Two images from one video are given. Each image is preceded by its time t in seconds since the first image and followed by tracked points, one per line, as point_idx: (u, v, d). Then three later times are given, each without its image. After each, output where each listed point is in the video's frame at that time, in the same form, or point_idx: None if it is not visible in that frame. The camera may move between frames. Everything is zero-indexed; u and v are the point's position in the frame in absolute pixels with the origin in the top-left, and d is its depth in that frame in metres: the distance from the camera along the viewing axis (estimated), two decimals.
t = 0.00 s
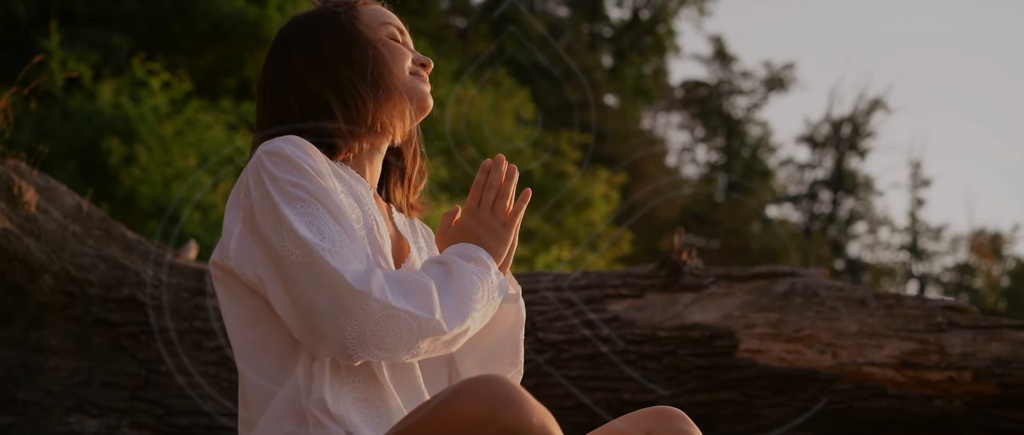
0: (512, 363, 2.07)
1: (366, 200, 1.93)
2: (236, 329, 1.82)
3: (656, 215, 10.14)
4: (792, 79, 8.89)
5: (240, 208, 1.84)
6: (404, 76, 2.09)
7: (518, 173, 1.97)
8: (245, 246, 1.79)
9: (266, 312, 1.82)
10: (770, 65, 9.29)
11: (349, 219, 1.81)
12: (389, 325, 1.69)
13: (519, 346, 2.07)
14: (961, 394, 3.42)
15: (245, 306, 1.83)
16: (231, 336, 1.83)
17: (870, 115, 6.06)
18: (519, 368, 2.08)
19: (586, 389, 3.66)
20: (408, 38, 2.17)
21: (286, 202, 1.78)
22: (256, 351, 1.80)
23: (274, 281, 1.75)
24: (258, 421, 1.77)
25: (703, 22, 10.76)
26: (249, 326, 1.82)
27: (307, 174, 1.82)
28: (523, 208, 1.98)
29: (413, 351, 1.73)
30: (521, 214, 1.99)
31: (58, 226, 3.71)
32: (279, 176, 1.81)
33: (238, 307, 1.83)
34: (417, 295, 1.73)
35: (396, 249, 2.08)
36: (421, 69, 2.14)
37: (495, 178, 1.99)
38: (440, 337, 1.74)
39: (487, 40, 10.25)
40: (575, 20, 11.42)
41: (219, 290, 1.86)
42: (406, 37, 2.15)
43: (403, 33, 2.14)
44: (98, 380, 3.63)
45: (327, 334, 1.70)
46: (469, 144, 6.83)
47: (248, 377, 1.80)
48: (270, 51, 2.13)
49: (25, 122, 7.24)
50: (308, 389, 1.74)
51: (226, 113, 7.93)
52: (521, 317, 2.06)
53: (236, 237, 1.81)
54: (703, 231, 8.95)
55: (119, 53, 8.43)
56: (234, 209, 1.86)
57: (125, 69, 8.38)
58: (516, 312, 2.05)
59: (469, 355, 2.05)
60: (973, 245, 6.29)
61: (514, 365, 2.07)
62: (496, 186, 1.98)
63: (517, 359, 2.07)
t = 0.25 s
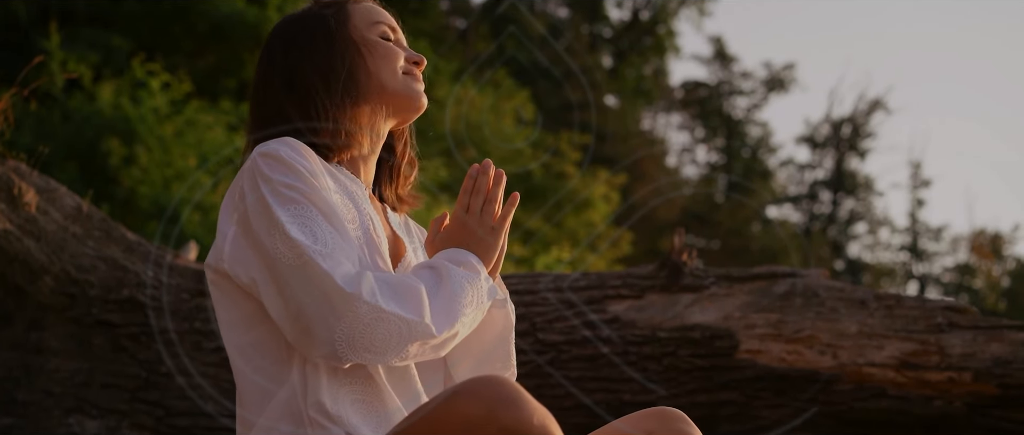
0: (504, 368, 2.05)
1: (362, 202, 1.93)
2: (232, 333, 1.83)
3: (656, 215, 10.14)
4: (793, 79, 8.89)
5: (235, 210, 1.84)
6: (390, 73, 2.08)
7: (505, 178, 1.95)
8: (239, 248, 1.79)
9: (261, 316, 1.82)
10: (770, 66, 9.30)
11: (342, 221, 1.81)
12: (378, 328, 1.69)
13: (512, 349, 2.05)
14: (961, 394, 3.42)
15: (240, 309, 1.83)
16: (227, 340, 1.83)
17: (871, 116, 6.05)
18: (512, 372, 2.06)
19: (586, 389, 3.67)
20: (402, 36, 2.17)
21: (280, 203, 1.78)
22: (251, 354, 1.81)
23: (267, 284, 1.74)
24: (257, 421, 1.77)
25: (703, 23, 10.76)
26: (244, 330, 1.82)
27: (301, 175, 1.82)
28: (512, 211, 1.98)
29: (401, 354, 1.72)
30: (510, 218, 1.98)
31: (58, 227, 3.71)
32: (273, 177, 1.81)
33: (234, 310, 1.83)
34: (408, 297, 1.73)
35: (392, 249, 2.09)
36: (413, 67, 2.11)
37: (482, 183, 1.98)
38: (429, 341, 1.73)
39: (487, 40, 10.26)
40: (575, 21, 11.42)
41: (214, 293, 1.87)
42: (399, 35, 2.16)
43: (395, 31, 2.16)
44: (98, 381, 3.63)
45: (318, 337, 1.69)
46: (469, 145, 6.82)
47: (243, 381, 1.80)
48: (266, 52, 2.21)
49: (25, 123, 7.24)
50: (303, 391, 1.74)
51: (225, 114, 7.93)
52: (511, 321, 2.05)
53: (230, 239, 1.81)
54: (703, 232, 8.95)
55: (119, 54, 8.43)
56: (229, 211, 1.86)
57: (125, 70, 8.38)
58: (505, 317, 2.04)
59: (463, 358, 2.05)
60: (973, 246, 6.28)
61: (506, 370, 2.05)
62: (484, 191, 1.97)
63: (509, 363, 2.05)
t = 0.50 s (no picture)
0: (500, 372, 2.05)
1: (358, 203, 1.93)
2: (229, 335, 1.83)
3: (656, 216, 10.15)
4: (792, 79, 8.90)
5: (232, 212, 1.84)
6: (384, 76, 2.08)
7: (500, 181, 1.96)
8: (235, 249, 1.79)
9: (258, 318, 1.82)
10: (770, 66, 9.31)
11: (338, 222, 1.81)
12: (371, 329, 1.69)
13: (508, 353, 2.05)
14: (961, 395, 3.42)
15: (238, 312, 1.83)
16: (224, 342, 1.83)
17: (870, 116, 6.06)
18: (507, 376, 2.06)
19: (587, 390, 3.67)
20: (400, 37, 2.17)
21: (275, 204, 1.78)
22: (248, 356, 1.81)
23: (262, 286, 1.75)
24: (255, 421, 1.77)
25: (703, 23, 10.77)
26: (241, 332, 1.82)
27: (296, 176, 1.82)
28: (507, 215, 1.97)
29: (394, 356, 1.71)
30: (505, 222, 1.97)
31: (58, 228, 3.71)
32: (269, 179, 1.81)
33: (231, 313, 1.84)
34: (402, 299, 1.73)
35: (388, 249, 2.08)
36: (409, 69, 2.11)
37: (477, 188, 1.98)
38: (421, 343, 1.73)
39: (487, 40, 10.27)
40: (574, 22, 11.43)
41: (211, 296, 1.87)
42: (395, 36, 2.16)
43: (392, 32, 2.15)
44: (98, 382, 3.63)
45: (311, 338, 1.69)
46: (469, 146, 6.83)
47: (241, 382, 1.80)
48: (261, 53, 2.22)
49: (25, 124, 7.24)
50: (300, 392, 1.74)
51: (225, 115, 7.92)
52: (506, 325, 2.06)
53: (227, 240, 1.81)
54: (703, 232, 8.96)
55: (119, 55, 8.43)
56: (226, 213, 1.86)
57: (125, 70, 8.39)
58: (500, 321, 2.05)
59: (460, 361, 2.04)
60: (973, 246, 6.29)
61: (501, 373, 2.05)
62: (479, 195, 1.98)
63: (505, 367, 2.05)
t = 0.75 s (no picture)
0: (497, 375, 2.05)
1: (356, 204, 1.93)
2: (227, 336, 1.82)
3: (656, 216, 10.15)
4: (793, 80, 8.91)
5: (230, 213, 1.84)
6: (380, 79, 2.08)
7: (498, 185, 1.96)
8: (233, 251, 1.79)
9: (256, 319, 1.82)
10: (770, 67, 9.32)
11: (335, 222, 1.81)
12: (367, 330, 1.68)
13: (504, 357, 2.05)
14: (961, 395, 3.42)
15: (235, 313, 1.83)
16: (222, 343, 1.83)
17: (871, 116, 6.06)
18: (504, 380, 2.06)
19: (587, 390, 3.67)
20: (399, 39, 2.17)
21: (273, 205, 1.78)
22: (247, 357, 1.81)
23: (260, 287, 1.75)
24: (253, 421, 1.77)
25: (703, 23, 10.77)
26: (240, 333, 1.82)
27: (294, 178, 1.82)
28: (505, 219, 1.97)
29: (390, 359, 1.71)
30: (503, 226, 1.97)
31: (58, 228, 3.70)
32: (267, 180, 1.81)
33: (229, 314, 1.83)
34: (398, 301, 1.72)
35: (387, 250, 2.08)
36: (406, 70, 2.10)
37: (476, 191, 1.98)
38: (417, 346, 1.72)
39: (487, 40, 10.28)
40: (574, 22, 11.43)
41: (209, 297, 1.86)
42: (394, 37, 2.15)
43: (390, 34, 2.15)
44: (98, 383, 3.63)
45: (309, 339, 1.69)
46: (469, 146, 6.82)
47: (239, 383, 1.80)
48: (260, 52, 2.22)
49: (25, 125, 7.24)
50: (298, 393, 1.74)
51: (225, 115, 7.93)
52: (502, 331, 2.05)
53: (225, 242, 1.81)
54: (702, 233, 8.96)
55: (118, 56, 8.43)
56: (224, 214, 1.86)
57: (125, 71, 8.38)
58: (496, 327, 2.04)
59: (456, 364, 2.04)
60: (973, 247, 6.28)
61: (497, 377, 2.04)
62: (478, 199, 1.98)
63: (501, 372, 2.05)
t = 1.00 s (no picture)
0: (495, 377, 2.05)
1: (355, 204, 1.93)
2: (227, 336, 1.83)
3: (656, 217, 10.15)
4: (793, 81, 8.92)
5: (230, 214, 1.84)
6: (379, 81, 2.08)
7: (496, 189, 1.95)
8: (233, 252, 1.79)
9: (256, 320, 1.82)
10: (770, 67, 9.34)
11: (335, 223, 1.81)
12: (366, 332, 1.68)
13: (502, 360, 2.06)
14: (961, 396, 3.42)
15: (235, 314, 1.83)
16: (222, 344, 1.83)
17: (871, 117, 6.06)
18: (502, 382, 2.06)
19: (587, 391, 3.68)
20: (399, 40, 2.16)
21: (273, 206, 1.78)
22: (246, 357, 1.81)
23: (259, 287, 1.75)
24: (253, 421, 1.77)
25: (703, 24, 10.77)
26: (240, 333, 1.82)
27: (294, 179, 1.82)
28: (503, 223, 1.96)
29: (389, 360, 1.71)
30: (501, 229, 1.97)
31: (58, 229, 3.70)
32: (267, 182, 1.81)
33: (229, 315, 1.83)
34: (396, 303, 1.72)
35: (387, 251, 2.09)
36: (405, 73, 2.10)
37: (473, 193, 1.97)
38: (416, 347, 1.73)
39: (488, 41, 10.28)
40: (574, 23, 11.44)
41: (209, 298, 1.87)
42: (393, 39, 2.15)
43: (389, 36, 2.15)
44: (98, 384, 3.64)
45: (308, 340, 1.69)
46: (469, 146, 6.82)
47: (239, 384, 1.80)
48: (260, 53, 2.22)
49: (25, 126, 7.25)
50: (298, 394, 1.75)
51: (225, 116, 7.93)
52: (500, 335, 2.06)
53: (225, 243, 1.81)
54: (703, 233, 8.96)
55: (119, 57, 8.43)
56: (224, 215, 1.86)
57: (125, 72, 8.39)
58: (494, 330, 2.05)
59: (455, 367, 2.04)
60: (973, 247, 6.29)
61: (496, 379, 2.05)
62: (476, 202, 1.97)
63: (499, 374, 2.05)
